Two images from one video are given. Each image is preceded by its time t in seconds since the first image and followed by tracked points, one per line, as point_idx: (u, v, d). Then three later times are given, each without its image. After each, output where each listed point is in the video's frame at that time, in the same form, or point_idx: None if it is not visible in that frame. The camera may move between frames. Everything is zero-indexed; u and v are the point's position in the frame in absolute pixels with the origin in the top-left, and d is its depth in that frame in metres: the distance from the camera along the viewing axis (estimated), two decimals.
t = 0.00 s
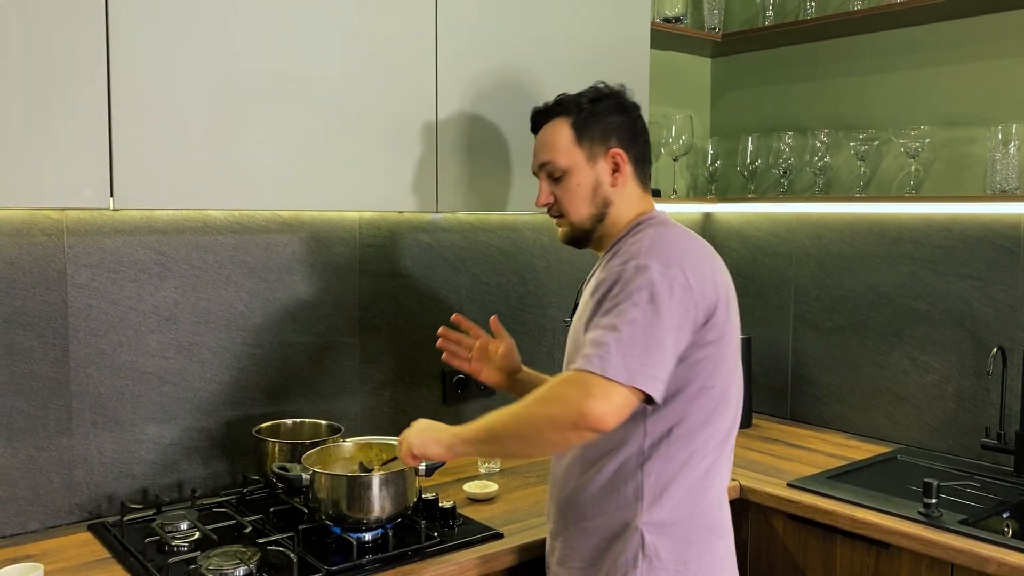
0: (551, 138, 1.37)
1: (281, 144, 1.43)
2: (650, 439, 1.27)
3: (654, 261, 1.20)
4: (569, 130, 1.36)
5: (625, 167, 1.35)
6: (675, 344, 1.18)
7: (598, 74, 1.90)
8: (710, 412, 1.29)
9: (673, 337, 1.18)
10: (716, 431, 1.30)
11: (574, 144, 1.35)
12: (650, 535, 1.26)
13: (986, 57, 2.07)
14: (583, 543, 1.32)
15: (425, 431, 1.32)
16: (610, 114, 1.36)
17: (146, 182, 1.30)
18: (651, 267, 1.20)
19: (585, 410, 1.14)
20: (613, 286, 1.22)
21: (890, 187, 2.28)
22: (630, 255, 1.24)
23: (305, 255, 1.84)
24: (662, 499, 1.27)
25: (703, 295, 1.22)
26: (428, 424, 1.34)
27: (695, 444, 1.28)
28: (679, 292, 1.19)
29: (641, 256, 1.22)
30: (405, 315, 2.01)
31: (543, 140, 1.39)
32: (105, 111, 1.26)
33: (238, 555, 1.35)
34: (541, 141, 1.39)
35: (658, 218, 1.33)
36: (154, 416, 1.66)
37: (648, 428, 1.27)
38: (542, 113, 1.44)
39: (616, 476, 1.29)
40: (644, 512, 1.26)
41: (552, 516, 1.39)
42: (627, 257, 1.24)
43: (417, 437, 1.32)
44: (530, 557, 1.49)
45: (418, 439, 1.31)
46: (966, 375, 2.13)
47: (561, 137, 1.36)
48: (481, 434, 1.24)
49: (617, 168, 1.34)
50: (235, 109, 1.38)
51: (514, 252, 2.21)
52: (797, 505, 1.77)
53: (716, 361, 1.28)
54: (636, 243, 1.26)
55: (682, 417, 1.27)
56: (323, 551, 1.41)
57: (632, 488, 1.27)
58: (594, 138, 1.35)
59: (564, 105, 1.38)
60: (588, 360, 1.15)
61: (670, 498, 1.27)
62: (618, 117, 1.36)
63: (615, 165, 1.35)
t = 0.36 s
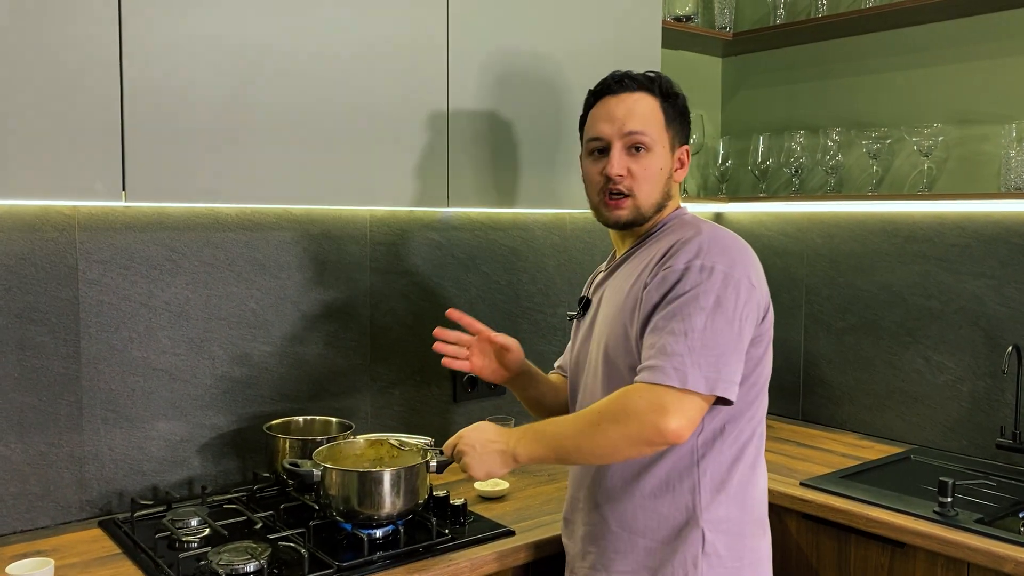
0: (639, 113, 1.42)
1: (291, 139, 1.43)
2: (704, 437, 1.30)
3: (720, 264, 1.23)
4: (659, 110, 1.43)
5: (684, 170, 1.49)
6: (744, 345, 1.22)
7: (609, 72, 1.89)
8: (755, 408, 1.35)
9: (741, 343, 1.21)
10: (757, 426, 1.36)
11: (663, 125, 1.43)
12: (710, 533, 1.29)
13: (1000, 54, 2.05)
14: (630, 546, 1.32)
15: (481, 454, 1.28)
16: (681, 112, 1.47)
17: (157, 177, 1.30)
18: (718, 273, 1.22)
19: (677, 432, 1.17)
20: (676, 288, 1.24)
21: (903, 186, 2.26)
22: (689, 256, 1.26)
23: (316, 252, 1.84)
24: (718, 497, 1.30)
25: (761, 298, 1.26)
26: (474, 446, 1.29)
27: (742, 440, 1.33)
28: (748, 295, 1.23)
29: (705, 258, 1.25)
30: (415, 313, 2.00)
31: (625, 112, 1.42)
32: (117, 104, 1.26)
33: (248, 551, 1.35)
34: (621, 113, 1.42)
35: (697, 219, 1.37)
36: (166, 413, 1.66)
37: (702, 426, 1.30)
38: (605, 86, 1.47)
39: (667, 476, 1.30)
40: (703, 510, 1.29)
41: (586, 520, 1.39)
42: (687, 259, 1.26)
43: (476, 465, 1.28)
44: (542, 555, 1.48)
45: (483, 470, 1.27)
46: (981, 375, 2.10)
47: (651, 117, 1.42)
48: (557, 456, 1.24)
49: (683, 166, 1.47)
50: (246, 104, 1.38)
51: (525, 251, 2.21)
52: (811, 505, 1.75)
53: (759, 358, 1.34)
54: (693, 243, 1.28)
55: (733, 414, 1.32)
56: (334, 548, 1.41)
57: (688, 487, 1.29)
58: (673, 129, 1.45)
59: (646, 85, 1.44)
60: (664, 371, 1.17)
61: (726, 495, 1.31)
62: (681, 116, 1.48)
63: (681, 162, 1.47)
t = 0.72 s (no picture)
0: (644, 117, 1.42)
1: (298, 141, 1.44)
2: (715, 437, 1.31)
3: (727, 267, 1.25)
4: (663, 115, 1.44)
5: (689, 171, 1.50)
6: (750, 348, 1.24)
7: (612, 74, 1.90)
8: (763, 408, 1.36)
9: (747, 345, 1.22)
10: (766, 426, 1.37)
11: (669, 129, 1.44)
12: (722, 532, 1.30)
13: (1002, 56, 2.05)
14: (643, 544, 1.33)
15: (487, 456, 1.33)
16: (687, 115, 1.48)
17: (164, 178, 1.32)
18: (725, 276, 1.23)
19: (680, 433, 1.19)
20: (684, 290, 1.25)
21: (905, 187, 2.27)
22: (698, 258, 1.27)
23: (320, 254, 1.85)
24: (729, 495, 1.32)
25: (768, 301, 1.27)
26: (479, 449, 1.33)
27: (751, 439, 1.34)
28: (755, 297, 1.24)
29: (712, 261, 1.26)
30: (420, 314, 2.02)
31: (628, 116, 1.43)
32: (125, 106, 1.28)
33: (254, 549, 1.36)
34: (625, 118, 1.43)
35: (705, 224, 1.38)
36: (172, 413, 1.67)
37: (712, 426, 1.31)
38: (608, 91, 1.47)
39: (679, 475, 1.31)
40: (715, 509, 1.30)
41: (595, 519, 1.40)
42: (696, 261, 1.27)
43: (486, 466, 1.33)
44: (545, 554, 1.49)
45: (492, 471, 1.33)
46: (982, 376, 2.11)
47: (656, 120, 1.43)
48: (563, 455, 1.28)
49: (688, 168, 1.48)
50: (251, 106, 1.39)
51: (528, 252, 2.22)
52: (813, 505, 1.76)
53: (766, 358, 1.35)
54: (702, 246, 1.29)
55: (742, 414, 1.33)
56: (338, 546, 1.42)
57: (700, 486, 1.31)
58: (679, 132, 1.46)
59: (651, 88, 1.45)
60: (670, 372, 1.18)
61: (736, 494, 1.32)
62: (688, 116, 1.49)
63: (688, 164, 1.48)
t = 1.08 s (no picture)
0: (589, 132, 1.48)
1: (307, 136, 1.46)
2: (721, 423, 1.33)
3: (731, 256, 1.26)
4: (606, 123, 1.46)
5: (663, 161, 1.45)
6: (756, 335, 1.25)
7: (616, 69, 1.92)
8: (771, 394, 1.37)
9: (754, 333, 1.24)
10: (774, 412, 1.38)
11: (611, 136, 1.45)
12: (727, 517, 1.32)
13: (1003, 52, 2.07)
14: (650, 527, 1.36)
15: (500, 435, 1.34)
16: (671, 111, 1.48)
17: (174, 171, 1.34)
18: (729, 266, 1.25)
19: (691, 421, 1.22)
20: (689, 280, 1.27)
21: (906, 182, 2.28)
22: (702, 248, 1.29)
23: (327, 248, 1.87)
24: (735, 482, 1.34)
25: (774, 289, 1.29)
26: (492, 428, 1.34)
27: (759, 426, 1.36)
28: (759, 285, 1.26)
29: (716, 250, 1.27)
30: (425, 308, 2.04)
31: (581, 134, 1.49)
32: (136, 100, 1.30)
33: (263, 537, 1.38)
34: (579, 136, 1.50)
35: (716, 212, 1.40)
36: (181, 404, 1.69)
37: (718, 413, 1.33)
38: (580, 106, 1.54)
39: (685, 461, 1.34)
40: (720, 494, 1.32)
41: (606, 503, 1.43)
42: (700, 251, 1.28)
43: (497, 446, 1.35)
44: (550, 542, 1.51)
45: (503, 450, 1.35)
46: (982, 370, 2.13)
47: (598, 132, 1.46)
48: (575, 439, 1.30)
49: (654, 160, 1.45)
50: (260, 100, 1.41)
51: (533, 247, 2.24)
52: (814, 496, 1.78)
53: (774, 345, 1.37)
54: (706, 236, 1.31)
55: (749, 401, 1.35)
56: (346, 534, 1.44)
57: (706, 471, 1.33)
58: (632, 131, 1.45)
59: (602, 99, 1.48)
60: (677, 361, 1.21)
61: (742, 480, 1.34)
62: (654, 108, 1.46)
63: (652, 157, 1.45)
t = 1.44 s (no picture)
0: (584, 137, 1.49)
1: (309, 135, 1.46)
2: (710, 419, 1.34)
3: (717, 254, 1.26)
4: (600, 126, 1.48)
5: (657, 162, 1.45)
6: (746, 332, 1.25)
7: (617, 69, 1.92)
8: (764, 392, 1.37)
9: (742, 330, 1.24)
10: (768, 410, 1.38)
11: (605, 139, 1.46)
12: (713, 511, 1.32)
13: (1004, 51, 2.07)
14: (641, 520, 1.38)
15: (502, 435, 1.35)
16: (665, 111, 1.48)
17: (177, 170, 1.34)
18: (714, 264, 1.25)
19: (692, 422, 1.22)
20: (677, 280, 1.27)
21: (907, 182, 2.28)
22: (687, 247, 1.29)
23: (329, 247, 1.87)
24: (723, 478, 1.33)
25: (761, 284, 1.28)
26: (495, 428, 1.35)
27: (750, 424, 1.35)
28: (747, 282, 1.26)
29: (703, 249, 1.27)
30: (427, 307, 2.04)
31: (579, 138, 1.51)
32: (139, 99, 1.30)
33: (266, 535, 1.38)
34: (576, 140, 1.52)
35: (709, 209, 1.39)
36: (183, 403, 1.69)
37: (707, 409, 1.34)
38: (580, 111, 1.55)
39: (674, 454, 1.35)
40: (706, 488, 1.33)
41: (603, 497, 1.45)
42: (685, 250, 1.29)
43: (499, 445, 1.35)
44: (551, 540, 1.51)
45: (506, 450, 1.34)
46: (984, 369, 2.13)
47: (592, 136, 1.48)
48: (578, 439, 1.31)
49: (647, 162, 1.45)
50: (263, 99, 1.42)
51: (534, 246, 2.24)
52: (816, 494, 1.78)
53: (765, 342, 1.36)
54: (691, 235, 1.31)
55: (739, 398, 1.35)
56: (348, 533, 1.45)
57: (693, 466, 1.33)
58: (624, 133, 1.45)
59: (596, 103, 1.50)
60: (668, 362, 1.21)
61: (731, 477, 1.34)
62: (647, 110, 1.46)
63: (645, 159, 1.45)
